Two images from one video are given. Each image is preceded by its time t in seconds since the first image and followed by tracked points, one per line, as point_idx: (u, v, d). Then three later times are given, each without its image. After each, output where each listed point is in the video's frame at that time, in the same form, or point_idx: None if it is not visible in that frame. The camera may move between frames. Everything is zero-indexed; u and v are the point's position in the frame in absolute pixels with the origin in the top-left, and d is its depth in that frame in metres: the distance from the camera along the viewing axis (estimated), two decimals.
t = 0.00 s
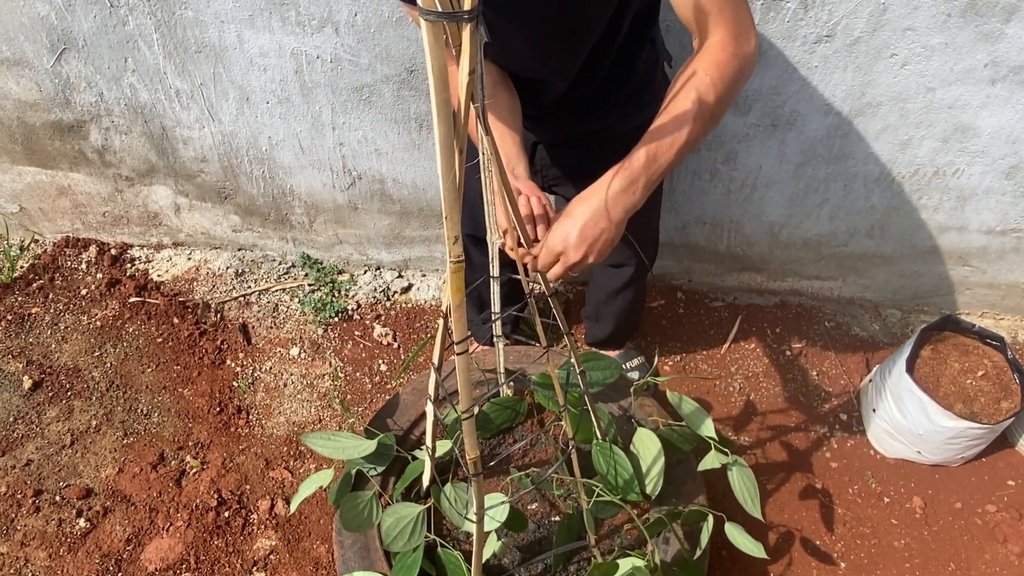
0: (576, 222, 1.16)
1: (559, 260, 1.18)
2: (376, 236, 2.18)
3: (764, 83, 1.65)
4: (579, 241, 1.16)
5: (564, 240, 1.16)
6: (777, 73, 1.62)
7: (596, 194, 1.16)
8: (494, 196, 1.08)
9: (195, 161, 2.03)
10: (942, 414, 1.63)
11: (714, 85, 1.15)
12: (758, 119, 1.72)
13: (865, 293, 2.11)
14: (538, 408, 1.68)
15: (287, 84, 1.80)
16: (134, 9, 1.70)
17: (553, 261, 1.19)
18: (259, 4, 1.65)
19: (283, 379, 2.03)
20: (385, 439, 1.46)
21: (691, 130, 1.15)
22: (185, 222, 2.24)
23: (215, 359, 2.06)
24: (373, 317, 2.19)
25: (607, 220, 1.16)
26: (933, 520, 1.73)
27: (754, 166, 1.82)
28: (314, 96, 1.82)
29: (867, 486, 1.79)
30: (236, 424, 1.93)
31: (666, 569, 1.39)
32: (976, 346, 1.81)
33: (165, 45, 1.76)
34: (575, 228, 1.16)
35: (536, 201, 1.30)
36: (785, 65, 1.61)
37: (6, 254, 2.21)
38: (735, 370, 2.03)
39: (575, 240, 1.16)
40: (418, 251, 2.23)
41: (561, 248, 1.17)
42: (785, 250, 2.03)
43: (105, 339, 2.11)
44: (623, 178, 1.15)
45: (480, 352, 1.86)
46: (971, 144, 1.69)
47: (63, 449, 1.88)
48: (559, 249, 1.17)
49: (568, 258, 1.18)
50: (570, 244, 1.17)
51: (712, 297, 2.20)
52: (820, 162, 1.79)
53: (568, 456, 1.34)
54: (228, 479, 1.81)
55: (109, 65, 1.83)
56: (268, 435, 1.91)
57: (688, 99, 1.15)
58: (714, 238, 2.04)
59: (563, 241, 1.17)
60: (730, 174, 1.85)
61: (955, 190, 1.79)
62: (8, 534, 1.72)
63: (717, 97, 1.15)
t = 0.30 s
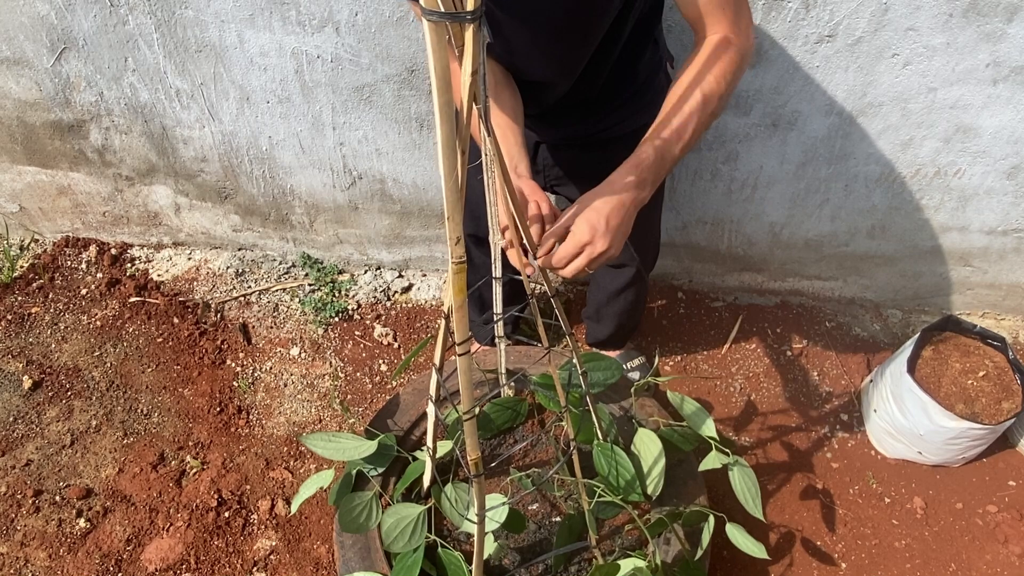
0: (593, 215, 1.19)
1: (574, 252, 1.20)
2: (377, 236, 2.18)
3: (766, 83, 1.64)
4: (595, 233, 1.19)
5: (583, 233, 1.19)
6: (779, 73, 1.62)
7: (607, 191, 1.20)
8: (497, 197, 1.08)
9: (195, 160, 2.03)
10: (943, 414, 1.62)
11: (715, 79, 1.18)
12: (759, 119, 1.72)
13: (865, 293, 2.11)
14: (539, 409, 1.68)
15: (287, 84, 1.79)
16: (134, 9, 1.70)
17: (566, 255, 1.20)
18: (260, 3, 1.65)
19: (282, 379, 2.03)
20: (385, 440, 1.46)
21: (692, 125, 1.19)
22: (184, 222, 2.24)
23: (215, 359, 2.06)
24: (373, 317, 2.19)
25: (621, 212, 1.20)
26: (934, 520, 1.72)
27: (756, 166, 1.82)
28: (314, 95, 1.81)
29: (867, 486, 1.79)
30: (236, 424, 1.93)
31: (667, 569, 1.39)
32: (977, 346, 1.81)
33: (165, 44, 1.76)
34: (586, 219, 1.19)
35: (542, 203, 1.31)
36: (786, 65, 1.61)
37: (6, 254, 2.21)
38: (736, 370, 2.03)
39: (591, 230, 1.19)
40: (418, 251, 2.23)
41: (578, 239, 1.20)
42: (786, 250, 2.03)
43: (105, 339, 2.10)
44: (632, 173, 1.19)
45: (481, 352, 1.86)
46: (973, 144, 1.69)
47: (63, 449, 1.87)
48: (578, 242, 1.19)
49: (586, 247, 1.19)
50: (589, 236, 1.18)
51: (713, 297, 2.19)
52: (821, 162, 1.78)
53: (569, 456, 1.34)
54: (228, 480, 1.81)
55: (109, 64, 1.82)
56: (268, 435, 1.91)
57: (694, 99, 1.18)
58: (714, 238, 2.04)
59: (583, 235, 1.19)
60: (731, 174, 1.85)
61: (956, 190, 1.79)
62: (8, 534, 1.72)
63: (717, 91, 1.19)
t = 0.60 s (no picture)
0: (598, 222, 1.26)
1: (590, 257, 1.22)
2: (377, 236, 2.18)
3: (766, 83, 1.64)
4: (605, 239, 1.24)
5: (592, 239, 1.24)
6: (780, 73, 1.62)
7: (602, 199, 1.27)
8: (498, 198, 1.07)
9: (195, 160, 2.02)
10: (943, 415, 1.62)
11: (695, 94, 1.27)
12: (759, 119, 1.71)
13: (866, 294, 2.11)
14: (539, 409, 1.67)
15: (287, 84, 1.79)
16: (133, 8, 1.70)
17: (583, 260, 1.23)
18: (259, 3, 1.65)
19: (282, 379, 2.03)
20: (385, 441, 1.46)
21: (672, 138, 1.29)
22: (184, 222, 2.24)
23: (215, 359, 2.06)
24: (373, 317, 2.19)
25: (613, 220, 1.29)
26: (934, 521, 1.72)
27: (756, 166, 1.82)
28: (314, 95, 1.81)
29: (867, 486, 1.79)
30: (235, 424, 1.92)
31: (667, 570, 1.38)
32: (978, 346, 1.81)
33: (164, 44, 1.76)
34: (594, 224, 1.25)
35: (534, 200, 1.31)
36: (787, 65, 1.60)
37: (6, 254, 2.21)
38: (736, 370, 2.03)
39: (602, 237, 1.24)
40: (418, 251, 2.22)
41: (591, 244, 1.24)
42: (786, 250, 2.03)
43: (104, 339, 2.10)
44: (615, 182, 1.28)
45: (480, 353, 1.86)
46: (974, 144, 1.69)
47: (62, 449, 1.87)
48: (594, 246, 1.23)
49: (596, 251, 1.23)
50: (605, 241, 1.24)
51: (713, 298, 2.19)
52: (822, 162, 1.78)
53: (569, 457, 1.34)
54: (228, 480, 1.80)
55: (108, 64, 1.82)
56: (268, 435, 1.91)
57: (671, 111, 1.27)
58: (714, 238, 2.04)
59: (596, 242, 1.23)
60: (731, 174, 1.85)
61: (957, 191, 1.79)
62: (7, 534, 1.72)
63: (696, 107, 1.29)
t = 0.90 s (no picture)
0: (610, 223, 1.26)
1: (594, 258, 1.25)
2: (376, 236, 2.18)
3: (766, 83, 1.64)
4: (614, 241, 1.26)
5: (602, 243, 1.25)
6: (780, 73, 1.62)
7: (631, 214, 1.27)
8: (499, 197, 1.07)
9: (195, 160, 2.02)
10: (943, 415, 1.62)
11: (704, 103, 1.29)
12: (759, 119, 1.71)
13: (866, 294, 2.11)
14: (538, 409, 1.67)
15: (286, 84, 1.79)
16: (133, 8, 1.70)
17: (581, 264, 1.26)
18: (259, 3, 1.65)
19: (282, 379, 2.03)
20: (385, 441, 1.46)
21: (690, 147, 1.30)
22: (184, 222, 2.23)
23: (215, 359, 2.06)
24: (373, 317, 2.18)
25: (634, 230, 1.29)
26: (934, 521, 1.72)
27: (756, 166, 1.82)
28: (314, 95, 1.81)
29: (867, 486, 1.79)
30: (235, 424, 1.92)
31: (667, 571, 1.38)
32: (977, 347, 1.81)
33: (164, 44, 1.76)
34: (602, 225, 1.25)
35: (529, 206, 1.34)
36: (787, 65, 1.60)
37: (6, 253, 2.21)
38: (736, 370, 2.02)
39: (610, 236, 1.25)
40: (418, 251, 2.22)
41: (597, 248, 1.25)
42: (785, 250, 2.02)
43: (104, 339, 2.10)
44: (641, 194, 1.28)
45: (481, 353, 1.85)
46: (974, 144, 1.69)
47: (62, 449, 1.87)
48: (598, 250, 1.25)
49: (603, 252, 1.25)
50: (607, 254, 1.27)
51: (713, 298, 2.19)
52: (822, 162, 1.78)
53: (569, 457, 1.34)
54: (228, 480, 1.80)
55: (108, 63, 1.82)
56: (268, 435, 1.90)
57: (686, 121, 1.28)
58: (714, 238, 2.04)
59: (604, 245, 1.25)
60: (731, 174, 1.85)
61: (957, 191, 1.79)
62: (7, 534, 1.72)
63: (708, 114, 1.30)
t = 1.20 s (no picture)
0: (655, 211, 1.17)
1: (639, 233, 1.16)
2: (376, 236, 2.18)
3: (766, 84, 1.64)
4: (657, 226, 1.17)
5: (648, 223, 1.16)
6: (780, 73, 1.62)
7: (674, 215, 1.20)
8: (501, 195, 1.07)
9: (195, 160, 2.02)
10: (943, 415, 1.62)
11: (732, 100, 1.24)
12: (759, 119, 1.71)
13: (866, 294, 2.11)
14: (539, 409, 1.67)
15: (286, 84, 1.79)
16: (133, 8, 1.70)
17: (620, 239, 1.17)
18: (259, 3, 1.65)
19: (282, 379, 2.03)
20: (385, 441, 1.46)
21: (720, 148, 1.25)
22: (184, 222, 2.24)
23: (215, 359, 2.06)
24: (373, 317, 2.19)
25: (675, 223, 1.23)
26: (933, 521, 1.72)
27: (756, 166, 1.81)
28: (314, 95, 1.81)
29: (867, 486, 1.79)
30: (235, 424, 1.92)
31: (667, 571, 1.38)
32: (977, 347, 1.81)
33: (164, 44, 1.76)
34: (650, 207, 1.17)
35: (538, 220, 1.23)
36: (787, 65, 1.60)
37: (5, 253, 2.21)
38: (736, 370, 2.03)
39: (655, 212, 1.16)
40: (418, 251, 2.22)
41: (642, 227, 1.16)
42: (785, 250, 2.02)
43: (104, 339, 2.10)
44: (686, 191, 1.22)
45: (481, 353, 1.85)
46: (973, 144, 1.69)
47: (62, 449, 1.87)
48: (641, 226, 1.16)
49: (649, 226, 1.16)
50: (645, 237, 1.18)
51: (713, 298, 2.19)
52: (822, 162, 1.78)
53: (570, 457, 1.34)
54: (228, 480, 1.80)
55: (108, 63, 1.82)
56: (268, 435, 1.91)
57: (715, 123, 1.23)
58: (714, 239, 2.04)
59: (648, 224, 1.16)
60: (731, 174, 1.85)
61: (957, 191, 1.79)
62: (7, 534, 1.72)
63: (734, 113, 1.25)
